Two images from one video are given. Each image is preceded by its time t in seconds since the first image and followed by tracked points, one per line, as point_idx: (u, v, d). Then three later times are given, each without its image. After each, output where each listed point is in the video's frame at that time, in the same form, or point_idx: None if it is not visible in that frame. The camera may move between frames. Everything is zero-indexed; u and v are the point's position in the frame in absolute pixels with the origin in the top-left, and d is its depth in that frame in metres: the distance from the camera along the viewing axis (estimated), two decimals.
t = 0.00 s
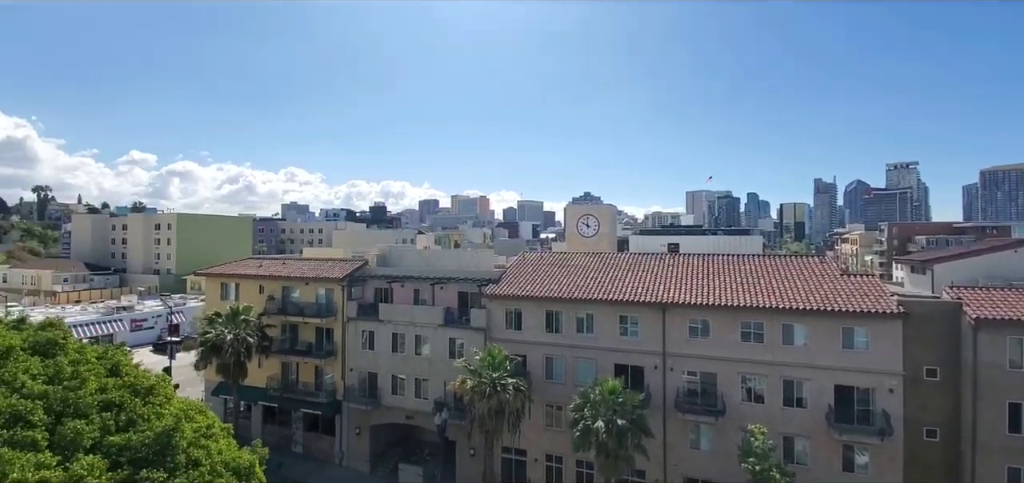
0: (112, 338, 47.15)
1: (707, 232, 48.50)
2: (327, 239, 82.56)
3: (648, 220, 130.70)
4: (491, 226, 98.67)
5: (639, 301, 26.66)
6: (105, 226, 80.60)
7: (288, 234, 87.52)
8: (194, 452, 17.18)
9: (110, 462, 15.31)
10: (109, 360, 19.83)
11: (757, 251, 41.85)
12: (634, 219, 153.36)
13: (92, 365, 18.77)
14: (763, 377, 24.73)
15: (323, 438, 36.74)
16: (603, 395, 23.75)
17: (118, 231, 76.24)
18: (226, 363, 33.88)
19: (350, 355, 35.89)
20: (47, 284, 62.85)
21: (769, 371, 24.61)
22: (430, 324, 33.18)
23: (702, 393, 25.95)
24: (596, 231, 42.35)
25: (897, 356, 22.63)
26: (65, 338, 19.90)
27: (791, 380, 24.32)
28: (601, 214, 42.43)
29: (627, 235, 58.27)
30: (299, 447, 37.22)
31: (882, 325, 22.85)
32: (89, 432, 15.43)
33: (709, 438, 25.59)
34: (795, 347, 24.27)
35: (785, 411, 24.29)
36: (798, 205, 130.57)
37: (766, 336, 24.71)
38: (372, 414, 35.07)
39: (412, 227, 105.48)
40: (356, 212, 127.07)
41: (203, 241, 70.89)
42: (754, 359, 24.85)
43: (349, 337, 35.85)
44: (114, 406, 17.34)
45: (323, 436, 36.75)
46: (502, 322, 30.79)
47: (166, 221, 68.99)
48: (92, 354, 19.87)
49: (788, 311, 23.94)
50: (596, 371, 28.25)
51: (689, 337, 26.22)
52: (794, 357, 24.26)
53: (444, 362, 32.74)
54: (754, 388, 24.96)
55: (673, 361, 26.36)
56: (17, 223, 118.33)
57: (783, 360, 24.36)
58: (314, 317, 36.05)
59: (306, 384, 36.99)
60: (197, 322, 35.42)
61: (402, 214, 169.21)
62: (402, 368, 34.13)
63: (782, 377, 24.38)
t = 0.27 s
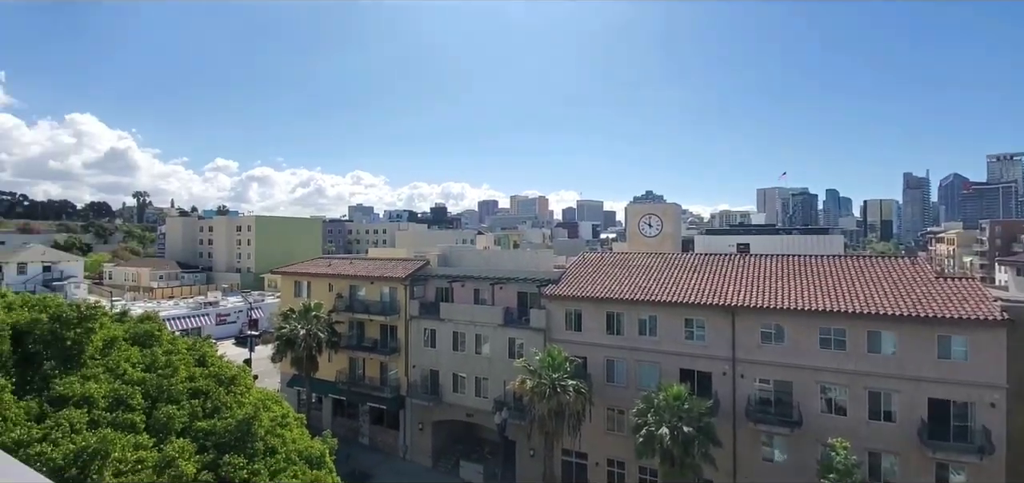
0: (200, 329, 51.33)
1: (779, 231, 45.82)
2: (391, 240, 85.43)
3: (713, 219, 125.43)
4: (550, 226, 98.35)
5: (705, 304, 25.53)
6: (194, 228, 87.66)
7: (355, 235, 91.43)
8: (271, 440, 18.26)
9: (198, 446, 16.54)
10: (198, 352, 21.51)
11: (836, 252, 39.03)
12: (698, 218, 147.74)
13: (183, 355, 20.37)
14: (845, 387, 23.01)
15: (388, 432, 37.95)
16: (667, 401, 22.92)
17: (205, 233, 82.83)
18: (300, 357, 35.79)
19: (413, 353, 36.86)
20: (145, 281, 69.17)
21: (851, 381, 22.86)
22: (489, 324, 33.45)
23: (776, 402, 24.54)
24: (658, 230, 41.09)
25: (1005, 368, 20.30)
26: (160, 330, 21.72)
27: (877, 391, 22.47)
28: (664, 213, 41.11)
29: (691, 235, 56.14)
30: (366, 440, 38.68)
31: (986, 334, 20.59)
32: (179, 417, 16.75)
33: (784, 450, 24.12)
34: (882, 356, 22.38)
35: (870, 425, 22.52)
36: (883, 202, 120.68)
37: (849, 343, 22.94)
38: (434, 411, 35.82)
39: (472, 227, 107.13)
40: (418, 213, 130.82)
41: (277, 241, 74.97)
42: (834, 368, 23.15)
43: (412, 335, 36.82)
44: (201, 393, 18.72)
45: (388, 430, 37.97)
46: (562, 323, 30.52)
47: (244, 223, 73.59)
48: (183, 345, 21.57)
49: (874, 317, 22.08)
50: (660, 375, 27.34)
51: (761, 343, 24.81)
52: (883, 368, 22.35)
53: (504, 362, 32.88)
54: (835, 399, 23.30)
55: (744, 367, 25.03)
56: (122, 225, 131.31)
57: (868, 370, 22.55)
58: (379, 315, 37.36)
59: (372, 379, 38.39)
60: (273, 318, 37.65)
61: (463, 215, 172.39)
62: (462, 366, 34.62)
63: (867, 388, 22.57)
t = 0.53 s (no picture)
0: (294, 324, 55.38)
1: (887, 231, 41.44)
2: (468, 241, 87.38)
3: (808, 219, 116.04)
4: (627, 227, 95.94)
5: (801, 310, 23.52)
6: (290, 231, 94.88)
7: (434, 236, 94.59)
8: (357, 431, 19.14)
9: (294, 432, 17.64)
10: (294, 344, 23.04)
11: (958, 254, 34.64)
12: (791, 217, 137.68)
13: (280, 347, 21.89)
14: (969, 407, 20.55)
15: (466, 429, 38.63)
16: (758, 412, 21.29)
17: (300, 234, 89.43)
18: (384, 353, 37.42)
19: (490, 352, 37.26)
20: (250, 279, 75.95)
21: (977, 399, 20.39)
22: (565, 325, 33.02)
23: (885, 420, 22.27)
24: (747, 230, 38.65)
25: None
26: (261, 323, 23.50)
27: (1009, 412, 19.94)
28: (753, 212, 38.61)
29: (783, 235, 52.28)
30: (445, 435, 39.67)
31: None
32: (277, 404, 17.97)
33: (895, 473, 21.79)
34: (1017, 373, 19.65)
35: (998, 450, 20.06)
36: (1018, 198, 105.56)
37: (975, 358, 20.29)
38: (511, 411, 35.98)
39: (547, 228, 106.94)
40: (494, 214, 132.80)
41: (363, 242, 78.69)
42: (955, 384, 20.71)
43: (489, 335, 37.24)
44: (297, 384, 19.96)
45: (466, 427, 38.66)
46: (641, 327, 29.45)
47: (333, 225, 78.51)
48: (280, 338, 23.20)
49: (1010, 329, 19.25)
50: (749, 385, 25.60)
51: (867, 354, 22.50)
52: (1014, 386, 19.77)
53: (581, 365, 32.31)
54: (956, 418, 20.86)
55: (847, 381, 22.81)
56: (231, 228, 145.14)
57: (998, 388, 19.96)
58: (458, 314, 38.21)
59: (450, 376, 39.30)
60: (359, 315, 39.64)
61: (539, 216, 172.96)
62: (539, 368, 34.44)
63: (996, 409, 20.12)
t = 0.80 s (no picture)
0: (363, 323, 57.71)
1: (995, 232, 37.19)
2: (529, 243, 87.45)
3: (899, 218, 106.36)
4: (693, 228, 92.25)
5: (893, 319, 21.51)
6: (360, 234, 99.10)
7: (495, 238, 95.45)
8: (422, 430, 19.45)
9: (362, 428, 18.18)
10: (362, 343, 23.86)
11: None
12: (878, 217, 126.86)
13: (349, 345, 22.73)
14: None
15: (528, 432, 38.53)
16: (843, 429, 19.61)
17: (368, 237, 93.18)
18: (446, 353, 38.08)
19: (552, 356, 36.93)
20: (322, 279, 80.02)
21: None
22: (629, 330, 32.09)
23: (990, 442, 20.33)
24: (829, 232, 35.96)
25: None
26: (332, 322, 24.54)
27: None
28: (836, 212, 35.84)
29: (869, 237, 48.26)
30: (506, 437, 39.78)
31: None
32: (347, 400, 18.61)
33: None
34: None
35: None
36: None
37: None
38: (573, 416, 35.49)
39: (609, 231, 104.91)
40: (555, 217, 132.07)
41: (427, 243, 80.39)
42: None
43: (550, 338, 36.92)
44: (364, 381, 20.51)
45: (528, 430, 38.55)
46: (710, 333, 28.08)
47: (399, 228, 81.17)
48: (350, 336, 24.11)
49: None
50: (832, 399, 23.75)
51: (971, 368, 20.48)
52: None
53: (646, 372, 31.29)
54: None
55: (945, 397, 20.92)
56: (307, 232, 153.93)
57: None
58: (519, 317, 38.23)
59: (512, 379, 39.37)
60: (423, 315, 40.59)
61: (600, 218, 170.26)
62: (601, 373, 33.70)
63: None
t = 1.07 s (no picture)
0: (421, 323, 59.03)
1: None
2: (585, 246, 86.36)
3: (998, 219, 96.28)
4: (760, 230, 87.69)
5: (993, 329, 19.47)
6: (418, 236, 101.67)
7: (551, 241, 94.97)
8: (479, 431, 19.51)
9: (421, 427, 18.45)
10: (420, 343, 24.28)
11: None
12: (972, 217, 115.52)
13: (408, 344, 23.20)
14: None
15: (585, 437, 37.88)
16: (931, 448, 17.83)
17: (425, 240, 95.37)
18: (502, 355, 38.16)
19: (609, 361, 36.16)
20: (383, 281, 82.67)
21: None
22: (691, 336, 30.87)
23: None
24: (915, 233, 32.99)
25: None
26: (392, 322, 25.17)
27: None
28: (924, 212, 32.72)
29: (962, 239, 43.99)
30: (562, 442, 39.34)
31: None
32: (406, 399, 18.96)
33: None
34: None
35: None
36: None
37: None
38: (631, 423, 34.59)
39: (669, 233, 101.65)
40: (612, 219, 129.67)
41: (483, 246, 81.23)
42: None
43: (607, 342, 36.17)
44: (423, 380, 20.78)
45: (584, 435, 37.93)
46: (779, 341, 26.51)
47: (455, 231, 82.53)
48: (408, 336, 24.61)
49: None
50: (919, 414, 21.96)
51: None
52: None
53: (709, 380, 29.98)
54: None
55: None
56: (368, 234, 159.72)
57: None
58: (575, 320, 37.72)
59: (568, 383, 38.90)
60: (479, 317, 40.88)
61: (659, 220, 165.62)
62: (661, 379, 32.62)
63: None
